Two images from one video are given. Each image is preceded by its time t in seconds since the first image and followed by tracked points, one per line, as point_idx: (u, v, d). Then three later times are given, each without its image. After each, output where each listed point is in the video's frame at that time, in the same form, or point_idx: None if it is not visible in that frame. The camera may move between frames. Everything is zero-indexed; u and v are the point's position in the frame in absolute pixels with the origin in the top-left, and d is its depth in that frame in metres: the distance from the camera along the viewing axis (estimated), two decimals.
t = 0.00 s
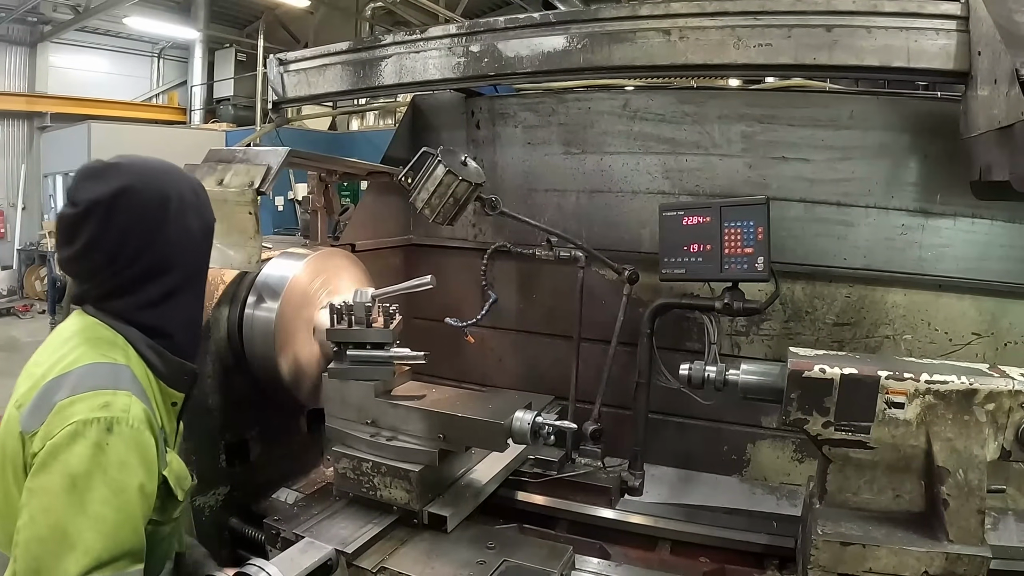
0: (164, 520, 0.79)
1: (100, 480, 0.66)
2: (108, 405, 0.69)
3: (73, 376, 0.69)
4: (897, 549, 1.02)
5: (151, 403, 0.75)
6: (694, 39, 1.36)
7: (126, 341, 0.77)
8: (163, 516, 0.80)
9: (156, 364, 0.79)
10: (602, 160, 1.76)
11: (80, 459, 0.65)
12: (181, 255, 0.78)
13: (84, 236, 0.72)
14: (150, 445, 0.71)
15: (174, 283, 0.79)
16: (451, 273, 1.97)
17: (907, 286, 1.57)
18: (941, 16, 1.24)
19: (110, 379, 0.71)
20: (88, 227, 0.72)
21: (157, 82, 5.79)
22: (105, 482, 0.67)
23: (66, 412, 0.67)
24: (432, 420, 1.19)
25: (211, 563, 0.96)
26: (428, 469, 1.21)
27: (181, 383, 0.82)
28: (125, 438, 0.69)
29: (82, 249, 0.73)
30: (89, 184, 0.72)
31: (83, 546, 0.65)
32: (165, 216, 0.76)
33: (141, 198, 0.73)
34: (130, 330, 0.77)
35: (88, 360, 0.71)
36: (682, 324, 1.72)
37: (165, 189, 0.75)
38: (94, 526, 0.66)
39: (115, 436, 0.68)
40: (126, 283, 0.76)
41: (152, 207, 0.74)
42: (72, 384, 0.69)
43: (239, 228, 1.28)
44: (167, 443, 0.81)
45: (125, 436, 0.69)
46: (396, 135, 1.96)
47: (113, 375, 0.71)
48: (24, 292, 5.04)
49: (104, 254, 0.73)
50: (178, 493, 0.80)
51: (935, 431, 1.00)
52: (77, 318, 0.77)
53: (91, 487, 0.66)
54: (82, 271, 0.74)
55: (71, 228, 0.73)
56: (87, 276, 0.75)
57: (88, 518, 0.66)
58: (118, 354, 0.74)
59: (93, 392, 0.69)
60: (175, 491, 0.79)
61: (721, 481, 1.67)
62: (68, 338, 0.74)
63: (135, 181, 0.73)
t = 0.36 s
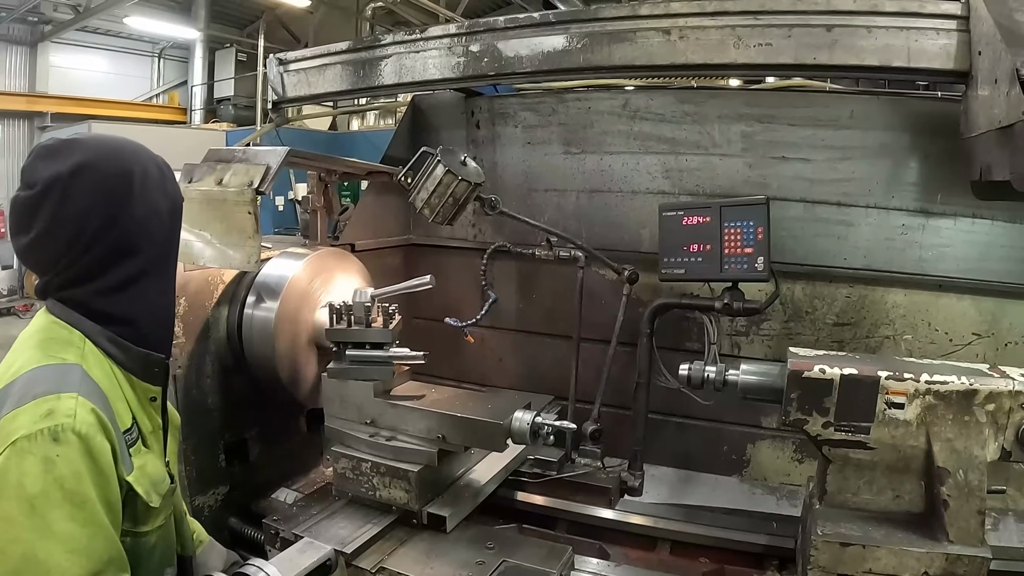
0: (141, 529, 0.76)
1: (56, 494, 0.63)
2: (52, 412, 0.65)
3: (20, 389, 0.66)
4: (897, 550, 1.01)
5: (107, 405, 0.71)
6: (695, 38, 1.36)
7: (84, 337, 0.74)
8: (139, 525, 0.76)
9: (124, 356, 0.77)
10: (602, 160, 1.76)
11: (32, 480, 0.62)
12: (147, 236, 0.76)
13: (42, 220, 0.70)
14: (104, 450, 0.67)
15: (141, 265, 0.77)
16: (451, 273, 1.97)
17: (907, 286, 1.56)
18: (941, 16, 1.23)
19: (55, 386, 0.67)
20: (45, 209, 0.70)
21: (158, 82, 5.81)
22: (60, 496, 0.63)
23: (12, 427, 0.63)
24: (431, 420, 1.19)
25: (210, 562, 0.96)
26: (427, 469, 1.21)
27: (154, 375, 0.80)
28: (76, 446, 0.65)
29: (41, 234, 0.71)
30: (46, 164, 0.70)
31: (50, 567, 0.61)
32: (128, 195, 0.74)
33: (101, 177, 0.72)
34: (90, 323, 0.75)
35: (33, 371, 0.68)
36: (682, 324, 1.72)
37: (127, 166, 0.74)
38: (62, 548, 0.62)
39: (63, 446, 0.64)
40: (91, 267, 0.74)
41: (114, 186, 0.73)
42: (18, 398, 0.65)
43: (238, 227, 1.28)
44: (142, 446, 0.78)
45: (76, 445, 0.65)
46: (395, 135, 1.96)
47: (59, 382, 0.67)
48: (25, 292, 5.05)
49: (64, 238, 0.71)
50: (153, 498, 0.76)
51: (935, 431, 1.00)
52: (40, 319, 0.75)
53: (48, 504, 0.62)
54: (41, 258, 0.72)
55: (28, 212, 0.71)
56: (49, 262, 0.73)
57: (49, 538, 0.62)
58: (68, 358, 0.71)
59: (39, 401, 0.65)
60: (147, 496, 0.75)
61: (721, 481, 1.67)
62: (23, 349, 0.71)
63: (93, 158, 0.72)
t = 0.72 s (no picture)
0: (164, 508, 0.71)
1: (81, 466, 0.60)
2: (85, 387, 0.62)
3: (56, 362, 0.64)
4: (895, 553, 1.01)
5: (143, 385, 0.68)
6: (693, 40, 1.36)
7: (119, 326, 0.69)
8: (162, 504, 0.72)
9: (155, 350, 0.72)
10: (601, 161, 1.76)
11: (57, 446, 0.59)
12: (178, 236, 0.71)
13: (74, 222, 0.66)
14: (133, 428, 0.64)
15: (170, 265, 0.71)
16: (450, 274, 1.97)
17: (907, 288, 1.56)
18: (940, 17, 1.23)
19: (89, 362, 0.64)
20: (78, 211, 0.65)
21: (159, 83, 5.82)
22: (85, 467, 0.60)
23: (47, 398, 0.62)
24: (428, 422, 1.19)
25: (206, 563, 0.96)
26: (424, 470, 1.21)
27: (185, 364, 0.75)
28: (105, 421, 0.62)
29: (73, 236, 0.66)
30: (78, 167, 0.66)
31: (67, 538, 0.58)
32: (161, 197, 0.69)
33: (134, 177, 0.67)
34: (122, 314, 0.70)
35: (70, 345, 0.65)
36: (681, 325, 1.72)
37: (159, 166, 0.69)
38: (77, 515, 0.59)
39: (92, 419, 0.61)
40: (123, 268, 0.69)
41: (145, 187, 0.68)
42: (53, 370, 0.63)
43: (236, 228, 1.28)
44: (171, 429, 0.73)
45: (104, 418, 0.62)
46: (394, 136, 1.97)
47: (94, 356, 0.65)
48: (27, 292, 5.07)
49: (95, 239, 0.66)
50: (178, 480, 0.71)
51: (933, 434, 1.00)
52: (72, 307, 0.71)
53: (72, 474, 0.60)
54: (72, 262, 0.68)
55: (59, 215, 0.66)
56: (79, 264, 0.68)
57: (70, 507, 0.59)
58: (107, 337, 0.67)
59: (73, 375, 0.63)
60: (171, 476, 0.70)
61: (720, 482, 1.67)
62: (61, 326, 0.69)
63: (127, 159, 0.67)
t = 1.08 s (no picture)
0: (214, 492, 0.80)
1: (161, 432, 0.68)
2: (174, 370, 0.71)
3: (144, 345, 0.72)
4: (894, 554, 1.01)
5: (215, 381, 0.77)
6: (692, 39, 1.35)
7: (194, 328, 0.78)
8: (215, 489, 0.80)
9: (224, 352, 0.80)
10: (600, 161, 1.76)
11: (144, 410, 0.67)
12: (256, 256, 0.82)
13: (174, 235, 0.76)
14: (209, 415, 0.73)
15: (245, 281, 0.82)
16: (449, 274, 1.96)
17: (907, 288, 1.56)
18: (940, 16, 1.23)
19: (176, 351, 0.73)
20: (179, 226, 0.75)
21: (160, 83, 5.83)
22: (163, 434, 0.68)
23: (137, 374, 0.70)
24: (426, 423, 1.19)
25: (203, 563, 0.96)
26: (422, 471, 1.21)
27: (243, 368, 0.82)
28: (188, 401, 0.70)
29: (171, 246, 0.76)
30: (182, 188, 0.76)
31: (134, 491, 0.65)
32: (249, 221, 0.80)
33: (231, 203, 0.77)
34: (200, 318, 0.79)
35: (157, 334, 0.74)
36: (681, 325, 1.72)
37: (249, 195, 0.80)
38: (150, 473, 0.66)
39: (178, 396, 0.70)
40: (207, 278, 0.79)
41: (235, 213, 0.78)
42: (143, 352, 0.72)
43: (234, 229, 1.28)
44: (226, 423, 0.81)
45: (189, 398, 0.71)
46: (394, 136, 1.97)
47: (180, 347, 0.74)
48: (29, 292, 5.08)
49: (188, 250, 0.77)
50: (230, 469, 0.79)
51: (933, 435, 0.99)
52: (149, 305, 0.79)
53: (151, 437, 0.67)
54: (164, 268, 0.78)
55: (160, 227, 0.76)
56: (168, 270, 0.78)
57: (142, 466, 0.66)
58: (187, 334, 0.76)
59: (162, 359, 0.71)
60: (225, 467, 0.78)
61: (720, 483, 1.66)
62: (141, 317, 0.77)
63: (224, 187, 0.77)
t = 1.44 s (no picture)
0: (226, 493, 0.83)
1: (175, 421, 0.71)
2: (198, 371, 0.76)
3: (172, 347, 0.77)
4: (898, 555, 1.01)
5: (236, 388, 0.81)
6: (695, 39, 1.35)
7: (219, 332, 0.83)
8: (225, 491, 0.83)
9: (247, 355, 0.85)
10: (603, 161, 1.76)
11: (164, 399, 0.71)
12: (284, 265, 0.88)
13: (209, 240, 0.82)
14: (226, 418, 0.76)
15: (273, 290, 0.88)
16: (452, 274, 1.97)
17: (911, 288, 1.55)
18: (943, 16, 1.22)
19: (201, 354, 0.78)
20: (215, 232, 0.82)
21: (163, 84, 5.84)
22: (177, 424, 0.71)
23: (164, 371, 0.74)
24: (429, 424, 1.19)
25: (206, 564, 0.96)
26: (425, 472, 1.21)
27: (265, 374, 0.87)
28: (206, 399, 0.74)
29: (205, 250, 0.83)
30: (218, 196, 0.82)
31: (139, 469, 0.68)
32: (280, 232, 0.86)
33: (264, 213, 0.84)
34: (227, 324, 0.84)
35: (185, 337, 0.79)
36: (684, 326, 1.72)
37: (281, 207, 0.86)
38: (159, 458, 0.69)
39: (198, 394, 0.74)
40: (236, 283, 0.85)
41: (268, 224, 0.85)
42: (170, 352, 0.77)
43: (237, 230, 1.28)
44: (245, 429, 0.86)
45: (207, 397, 0.75)
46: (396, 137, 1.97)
47: (207, 352, 0.79)
48: (32, 293, 5.09)
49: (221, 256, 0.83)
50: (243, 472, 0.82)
51: (937, 435, 0.99)
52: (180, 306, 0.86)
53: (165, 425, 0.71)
54: (197, 271, 0.84)
55: (195, 231, 0.82)
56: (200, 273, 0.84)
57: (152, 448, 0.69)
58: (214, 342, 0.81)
59: (189, 360, 0.76)
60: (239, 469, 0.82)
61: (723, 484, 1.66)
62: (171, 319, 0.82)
63: (258, 198, 0.83)
